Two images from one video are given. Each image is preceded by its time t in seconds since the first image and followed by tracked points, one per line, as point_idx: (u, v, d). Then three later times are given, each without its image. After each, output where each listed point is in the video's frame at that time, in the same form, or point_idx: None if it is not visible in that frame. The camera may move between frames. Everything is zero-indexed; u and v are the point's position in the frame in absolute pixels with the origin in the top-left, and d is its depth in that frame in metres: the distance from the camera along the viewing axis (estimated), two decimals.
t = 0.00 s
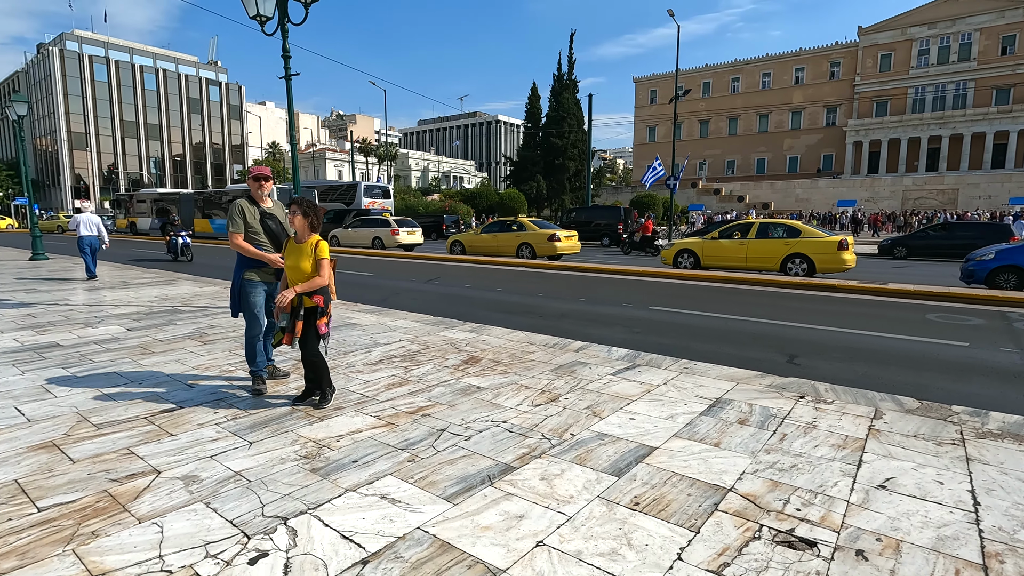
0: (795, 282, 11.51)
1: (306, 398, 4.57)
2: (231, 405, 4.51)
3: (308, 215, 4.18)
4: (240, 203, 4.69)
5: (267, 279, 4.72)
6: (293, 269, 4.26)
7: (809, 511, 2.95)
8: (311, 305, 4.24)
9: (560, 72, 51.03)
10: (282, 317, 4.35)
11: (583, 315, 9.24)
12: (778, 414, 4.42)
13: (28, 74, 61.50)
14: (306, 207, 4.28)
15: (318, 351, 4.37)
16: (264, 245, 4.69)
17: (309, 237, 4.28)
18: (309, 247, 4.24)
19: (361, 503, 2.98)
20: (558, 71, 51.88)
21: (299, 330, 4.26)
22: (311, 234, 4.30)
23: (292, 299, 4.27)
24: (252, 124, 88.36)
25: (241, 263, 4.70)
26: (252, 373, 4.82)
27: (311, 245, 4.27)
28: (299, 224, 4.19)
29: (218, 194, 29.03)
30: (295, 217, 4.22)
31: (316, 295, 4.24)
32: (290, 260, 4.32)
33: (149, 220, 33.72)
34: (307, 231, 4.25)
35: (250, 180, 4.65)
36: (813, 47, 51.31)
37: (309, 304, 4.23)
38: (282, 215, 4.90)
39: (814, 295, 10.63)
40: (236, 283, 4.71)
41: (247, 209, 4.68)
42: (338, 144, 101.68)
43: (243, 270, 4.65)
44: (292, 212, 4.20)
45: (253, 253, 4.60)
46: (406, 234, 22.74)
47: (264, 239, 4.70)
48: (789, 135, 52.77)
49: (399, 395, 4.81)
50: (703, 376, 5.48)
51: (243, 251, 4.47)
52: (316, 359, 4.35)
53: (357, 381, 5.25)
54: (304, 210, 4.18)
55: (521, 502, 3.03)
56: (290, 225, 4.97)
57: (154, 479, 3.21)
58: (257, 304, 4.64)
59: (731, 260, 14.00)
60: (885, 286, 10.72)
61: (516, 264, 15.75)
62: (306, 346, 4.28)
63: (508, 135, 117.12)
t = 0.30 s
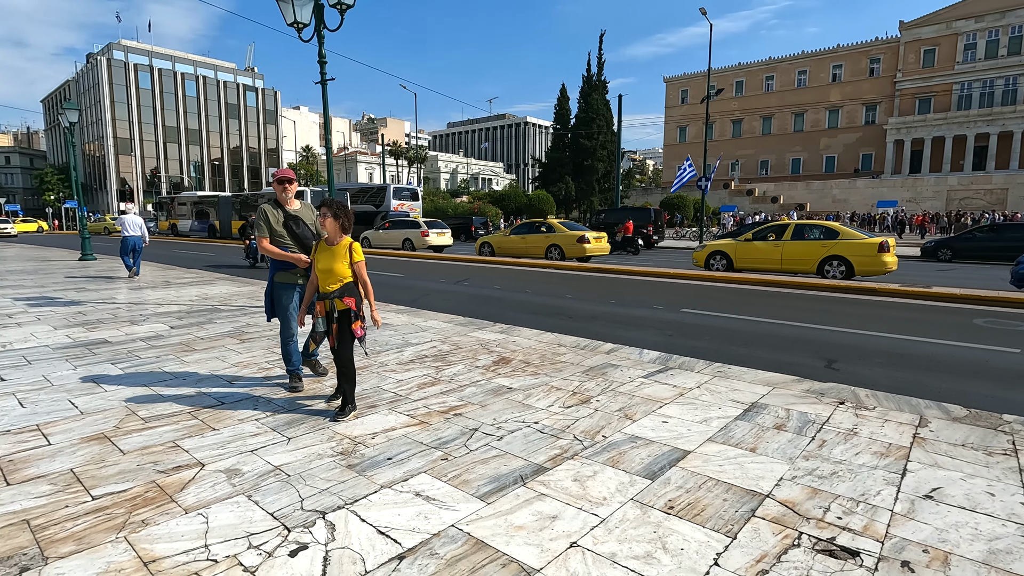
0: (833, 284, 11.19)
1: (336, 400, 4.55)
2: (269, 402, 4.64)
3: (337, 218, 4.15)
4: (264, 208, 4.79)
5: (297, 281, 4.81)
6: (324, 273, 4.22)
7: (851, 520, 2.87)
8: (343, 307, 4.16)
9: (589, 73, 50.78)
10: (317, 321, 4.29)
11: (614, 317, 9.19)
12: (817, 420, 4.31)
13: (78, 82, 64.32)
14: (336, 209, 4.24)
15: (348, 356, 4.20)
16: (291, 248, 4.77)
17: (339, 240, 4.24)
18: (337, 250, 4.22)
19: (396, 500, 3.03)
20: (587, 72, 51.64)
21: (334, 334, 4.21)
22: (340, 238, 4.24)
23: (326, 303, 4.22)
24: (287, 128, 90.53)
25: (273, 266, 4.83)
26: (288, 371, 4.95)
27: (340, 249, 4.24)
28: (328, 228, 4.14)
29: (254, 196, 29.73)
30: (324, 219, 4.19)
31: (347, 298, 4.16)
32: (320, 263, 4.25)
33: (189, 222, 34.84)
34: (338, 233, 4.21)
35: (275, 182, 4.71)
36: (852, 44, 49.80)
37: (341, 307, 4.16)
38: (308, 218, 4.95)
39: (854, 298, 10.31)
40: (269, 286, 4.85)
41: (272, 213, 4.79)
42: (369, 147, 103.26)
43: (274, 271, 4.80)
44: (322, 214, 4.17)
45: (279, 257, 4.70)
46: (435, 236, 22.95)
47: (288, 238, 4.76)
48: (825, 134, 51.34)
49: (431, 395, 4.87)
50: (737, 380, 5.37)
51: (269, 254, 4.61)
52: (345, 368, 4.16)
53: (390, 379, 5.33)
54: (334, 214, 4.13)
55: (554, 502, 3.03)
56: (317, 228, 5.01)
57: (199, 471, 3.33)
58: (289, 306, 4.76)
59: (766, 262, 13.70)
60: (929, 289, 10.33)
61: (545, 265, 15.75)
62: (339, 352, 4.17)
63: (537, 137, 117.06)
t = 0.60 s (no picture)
0: (857, 286, 10.99)
1: (356, 398, 4.57)
2: (292, 400, 4.71)
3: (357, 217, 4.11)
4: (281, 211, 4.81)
5: (313, 283, 4.83)
6: (343, 274, 4.16)
7: (879, 526, 2.81)
8: (362, 311, 4.13)
9: (607, 75, 50.63)
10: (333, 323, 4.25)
11: (633, 319, 9.13)
12: (841, 424, 4.24)
13: (107, 88, 66.08)
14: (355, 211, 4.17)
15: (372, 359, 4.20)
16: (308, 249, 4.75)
17: (358, 241, 4.18)
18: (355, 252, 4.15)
19: (419, 498, 3.06)
20: (605, 73, 51.48)
21: (355, 338, 4.18)
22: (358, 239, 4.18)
23: (344, 305, 4.17)
24: (308, 131, 91.89)
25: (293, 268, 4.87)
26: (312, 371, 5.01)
27: (357, 249, 4.17)
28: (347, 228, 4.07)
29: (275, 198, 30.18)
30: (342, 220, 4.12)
31: (367, 301, 4.13)
32: (339, 265, 4.18)
33: (214, 224, 35.54)
34: (356, 234, 4.14)
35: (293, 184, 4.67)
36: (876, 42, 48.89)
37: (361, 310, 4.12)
38: (324, 219, 4.90)
39: (878, 301, 10.12)
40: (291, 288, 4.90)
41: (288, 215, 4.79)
42: (388, 150, 104.32)
43: (294, 272, 4.82)
44: (341, 215, 4.10)
45: (297, 259, 4.75)
46: (454, 237, 23.08)
47: (299, 242, 4.77)
48: (849, 134, 50.43)
49: (451, 395, 4.89)
50: (759, 384, 5.31)
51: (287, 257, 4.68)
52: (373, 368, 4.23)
53: (410, 379, 5.37)
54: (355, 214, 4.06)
55: (575, 503, 3.03)
56: (334, 228, 4.97)
57: (225, 467, 3.39)
58: (307, 309, 4.79)
59: (788, 264, 13.50)
60: (958, 292, 10.08)
61: (562, 266, 15.72)
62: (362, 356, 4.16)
63: (555, 139, 116.98)
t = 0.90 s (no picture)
0: (864, 287, 10.94)
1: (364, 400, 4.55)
2: (300, 400, 4.75)
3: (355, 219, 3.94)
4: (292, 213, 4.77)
5: (318, 286, 4.77)
6: (341, 279, 3.95)
7: (886, 528, 2.81)
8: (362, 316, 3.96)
9: (613, 75, 50.55)
10: (332, 332, 4.01)
11: (639, 320, 9.10)
12: (848, 426, 4.23)
13: (115, 90, 66.64)
14: (359, 214, 4.05)
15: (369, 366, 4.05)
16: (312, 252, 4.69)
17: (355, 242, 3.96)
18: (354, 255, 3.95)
19: (426, 498, 3.08)
20: (611, 74, 51.40)
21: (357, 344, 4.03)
22: (356, 243, 3.99)
23: (343, 312, 3.95)
24: (314, 133, 92.25)
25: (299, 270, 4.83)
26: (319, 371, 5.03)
27: (355, 252, 3.97)
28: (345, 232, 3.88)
29: (282, 200, 30.27)
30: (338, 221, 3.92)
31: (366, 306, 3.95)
32: (337, 269, 3.97)
33: (220, 225, 35.73)
34: (356, 237, 3.97)
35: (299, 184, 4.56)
36: (884, 42, 48.61)
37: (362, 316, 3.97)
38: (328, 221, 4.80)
39: (886, 302, 10.05)
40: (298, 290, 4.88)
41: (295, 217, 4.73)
42: (393, 151, 104.57)
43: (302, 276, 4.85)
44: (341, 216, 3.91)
45: (300, 262, 4.73)
46: (459, 238, 23.13)
47: (301, 243, 4.79)
48: (856, 135, 50.15)
49: (457, 396, 4.91)
50: (766, 385, 5.30)
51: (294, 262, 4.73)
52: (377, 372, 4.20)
53: (416, 380, 5.40)
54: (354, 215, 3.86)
55: (581, 504, 3.04)
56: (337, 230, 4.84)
57: (234, 467, 3.42)
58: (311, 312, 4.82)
59: (795, 265, 13.46)
60: (967, 294, 10.01)
61: (567, 268, 15.71)
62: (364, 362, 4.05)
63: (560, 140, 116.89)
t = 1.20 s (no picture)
0: (857, 288, 10.99)
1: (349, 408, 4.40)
2: (292, 402, 4.72)
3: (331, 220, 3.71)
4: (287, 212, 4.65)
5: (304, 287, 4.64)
6: (311, 282, 3.72)
7: (876, 527, 2.82)
8: (336, 323, 3.75)
9: (607, 77, 50.64)
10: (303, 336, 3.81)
11: (634, 322, 9.08)
12: (840, 425, 4.24)
13: (108, 92, 66.26)
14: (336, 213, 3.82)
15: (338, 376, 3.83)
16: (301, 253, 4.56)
17: (331, 244, 3.75)
18: (328, 257, 3.72)
19: (417, 500, 3.07)
20: (606, 76, 51.49)
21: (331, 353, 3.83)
22: (330, 243, 3.75)
23: (316, 317, 3.74)
24: (308, 135, 92.01)
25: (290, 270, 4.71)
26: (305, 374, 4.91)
27: (329, 253, 3.74)
28: (320, 234, 3.67)
29: (276, 201, 30.08)
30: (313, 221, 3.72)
31: (340, 312, 3.75)
32: (308, 270, 3.73)
33: (214, 227, 35.55)
34: (331, 237, 3.73)
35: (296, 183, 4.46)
36: (876, 44, 48.95)
37: (334, 322, 3.76)
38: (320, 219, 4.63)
39: (879, 303, 10.11)
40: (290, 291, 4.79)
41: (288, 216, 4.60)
42: (388, 153, 104.47)
43: (293, 277, 4.79)
44: (317, 216, 3.71)
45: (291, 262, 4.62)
46: (454, 240, 23.10)
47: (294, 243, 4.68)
48: (849, 136, 50.46)
49: (450, 397, 4.90)
50: (759, 385, 5.31)
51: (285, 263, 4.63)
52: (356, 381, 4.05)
53: (409, 382, 5.38)
54: (331, 216, 3.68)
55: (574, 505, 3.03)
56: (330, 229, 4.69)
57: (224, 470, 3.40)
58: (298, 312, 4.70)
59: (788, 266, 13.51)
60: (958, 294, 10.08)
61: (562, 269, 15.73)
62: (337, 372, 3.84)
63: (555, 142, 117.12)
